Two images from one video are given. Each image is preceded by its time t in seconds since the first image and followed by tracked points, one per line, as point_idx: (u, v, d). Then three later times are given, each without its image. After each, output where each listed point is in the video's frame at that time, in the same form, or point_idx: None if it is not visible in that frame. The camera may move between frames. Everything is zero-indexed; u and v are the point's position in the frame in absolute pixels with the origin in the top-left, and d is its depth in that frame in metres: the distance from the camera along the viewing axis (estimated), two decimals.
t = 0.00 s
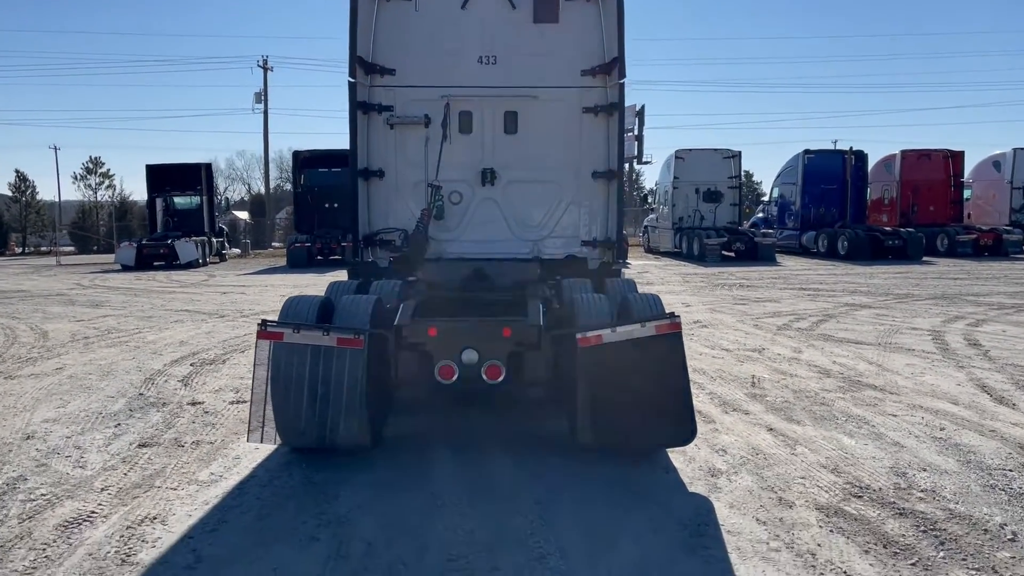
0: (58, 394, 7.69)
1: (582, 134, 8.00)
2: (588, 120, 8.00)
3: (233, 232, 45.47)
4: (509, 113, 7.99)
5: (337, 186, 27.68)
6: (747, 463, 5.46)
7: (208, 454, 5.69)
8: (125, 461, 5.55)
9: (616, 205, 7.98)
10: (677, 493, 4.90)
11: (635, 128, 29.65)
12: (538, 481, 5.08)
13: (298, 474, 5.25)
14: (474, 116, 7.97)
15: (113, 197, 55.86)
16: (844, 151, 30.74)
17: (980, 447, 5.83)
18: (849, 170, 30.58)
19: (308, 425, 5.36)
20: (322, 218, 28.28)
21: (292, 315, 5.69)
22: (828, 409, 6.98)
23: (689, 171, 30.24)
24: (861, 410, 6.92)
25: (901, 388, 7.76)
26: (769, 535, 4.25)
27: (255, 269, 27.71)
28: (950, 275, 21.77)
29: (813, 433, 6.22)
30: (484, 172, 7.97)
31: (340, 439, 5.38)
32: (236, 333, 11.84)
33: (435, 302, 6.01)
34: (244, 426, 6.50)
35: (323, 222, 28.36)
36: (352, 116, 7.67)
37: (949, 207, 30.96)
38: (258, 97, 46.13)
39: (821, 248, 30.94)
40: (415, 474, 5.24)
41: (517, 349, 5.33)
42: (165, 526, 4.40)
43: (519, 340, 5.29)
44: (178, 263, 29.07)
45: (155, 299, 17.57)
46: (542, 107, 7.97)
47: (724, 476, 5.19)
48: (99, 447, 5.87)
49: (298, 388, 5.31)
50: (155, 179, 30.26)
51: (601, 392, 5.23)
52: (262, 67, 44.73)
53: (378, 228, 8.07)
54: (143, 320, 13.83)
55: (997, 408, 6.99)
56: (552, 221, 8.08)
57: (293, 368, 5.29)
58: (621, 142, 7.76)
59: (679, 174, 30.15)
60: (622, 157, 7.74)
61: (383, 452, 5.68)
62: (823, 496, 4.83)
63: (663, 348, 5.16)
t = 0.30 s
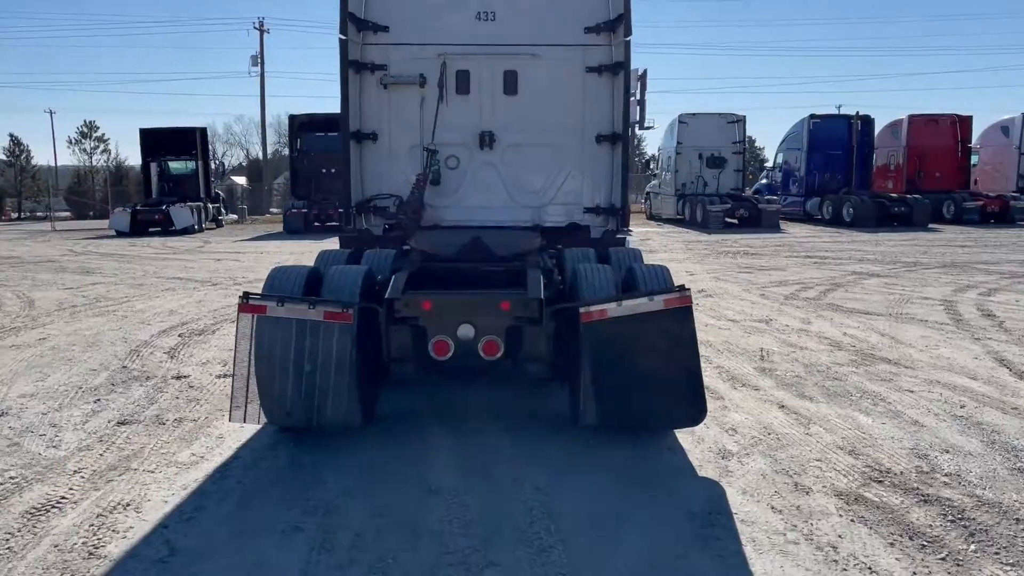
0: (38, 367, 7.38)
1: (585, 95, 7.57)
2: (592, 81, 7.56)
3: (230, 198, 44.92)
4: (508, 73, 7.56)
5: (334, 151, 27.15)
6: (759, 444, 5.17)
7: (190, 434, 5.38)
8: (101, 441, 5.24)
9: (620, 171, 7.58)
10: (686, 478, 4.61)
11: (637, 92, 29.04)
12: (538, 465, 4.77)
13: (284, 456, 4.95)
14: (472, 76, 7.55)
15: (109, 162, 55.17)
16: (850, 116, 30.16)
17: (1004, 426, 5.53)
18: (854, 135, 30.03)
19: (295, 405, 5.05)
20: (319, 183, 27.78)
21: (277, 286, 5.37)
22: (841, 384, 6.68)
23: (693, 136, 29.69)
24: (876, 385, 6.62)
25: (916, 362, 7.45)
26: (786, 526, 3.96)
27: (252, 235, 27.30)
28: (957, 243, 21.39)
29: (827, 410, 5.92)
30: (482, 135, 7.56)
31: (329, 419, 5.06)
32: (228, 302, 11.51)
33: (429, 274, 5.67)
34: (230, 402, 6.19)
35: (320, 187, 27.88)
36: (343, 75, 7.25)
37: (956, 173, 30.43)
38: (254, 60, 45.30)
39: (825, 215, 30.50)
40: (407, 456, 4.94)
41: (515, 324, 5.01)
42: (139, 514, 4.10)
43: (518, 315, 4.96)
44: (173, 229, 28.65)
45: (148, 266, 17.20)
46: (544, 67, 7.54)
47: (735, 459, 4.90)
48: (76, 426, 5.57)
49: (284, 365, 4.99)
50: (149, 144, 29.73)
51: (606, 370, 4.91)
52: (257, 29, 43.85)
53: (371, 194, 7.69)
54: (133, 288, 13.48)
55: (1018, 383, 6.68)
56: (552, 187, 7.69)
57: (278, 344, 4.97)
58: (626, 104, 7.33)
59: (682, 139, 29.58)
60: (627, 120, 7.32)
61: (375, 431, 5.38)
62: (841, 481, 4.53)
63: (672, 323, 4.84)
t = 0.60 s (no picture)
0: (23, 344, 7.05)
1: (593, 55, 7.13)
2: (601, 40, 7.11)
3: (228, 168, 44.39)
4: (513, 32, 7.11)
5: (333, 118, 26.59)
6: (785, 426, 4.84)
7: (178, 417, 5.05)
8: (83, 425, 4.91)
9: (631, 135, 7.17)
10: (708, 464, 4.28)
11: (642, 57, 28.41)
12: (550, 450, 4.44)
13: (278, 442, 4.62)
14: (474, 35, 7.10)
15: (106, 131, 54.51)
16: (858, 81, 29.50)
17: None
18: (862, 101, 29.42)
19: (289, 388, 4.72)
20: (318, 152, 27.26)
21: (268, 260, 5.01)
22: (865, 359, 6.35)
23: (698, 102, 29.11)
24: (902, 360, 6.29)
25: (941, 336, 7.11)
26: (823, 519, 3.64)
27: (250, 205, 26.87)
28: (969, 210, 20.95)
29: (854, 388, 5.59)
30: (485, 98, 7.14)
31: (325, 403, 4.75)
32: (223, 274, 11.15)
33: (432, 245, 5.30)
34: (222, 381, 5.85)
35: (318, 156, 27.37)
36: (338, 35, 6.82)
37: (966, 139, 29.88)
38: (251, 26, 44.47)
39: (832, 182, 30.00)
40: (410, 441, 4.61)
41: (524, 300, 4.66)
42: (120, 508, 3.79)
43: (527, 290, 4.61)
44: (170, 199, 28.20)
45: (143, 237, 16.82)
46: (551, 25, 7.09)
47: (760, 443, 4.58)
48: (57, 408, 5.24)
49: (276, 346, 4.65)
50: (144, 112, 29.20)
51: (622, 348, 4.57)
52: None
53: (370, 161, 7.30)
54: (127, 260, 13.12)
55: None
56: (559, 152, 7.28)
57: (269, 322, 4.63)
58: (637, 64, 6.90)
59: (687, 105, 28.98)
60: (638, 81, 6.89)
61: (374, 413, 5.06)
62: (876, 467, 4.21)
63: (694, 299, 4.47)
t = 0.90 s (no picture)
0: (11, 339, 6.71)
1: (608, 28, 6.68)
2: (616, 12, 6.67)
3: (231, 147, 43.89)
4: (522, 4, 6.66)
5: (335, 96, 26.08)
6: (822, 429, 4.48)
7: (170, 423, 4.71)
8: (68, 434, 4.57)
9: (648, 114, 6.74)
10: (742, 475, 3.93)
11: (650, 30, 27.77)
12: (570, 459, 4.09)
13: (277, 451, 4.28)
14: (481, 8, 6.65)
15: (107, 110, 53.95)
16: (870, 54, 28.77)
17: None
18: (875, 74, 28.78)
19: (287, 394, 4.36)
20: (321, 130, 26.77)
21: (264, 254, 4.66)
22: (900, 351, 5.98)
23: (706, 76, 28.48)
24: (940, 352, 5.91)
25: (977, 324, 6.73)
26: (877, 543, 3.29)
27: (252, 185, 26.44)
28: (986, 185, 20.45)
29: (892, 384, 5.23)
30: (494, 75, 6.69)
31: (326, 410, 4.40)
32: (223, 260, 10.78)
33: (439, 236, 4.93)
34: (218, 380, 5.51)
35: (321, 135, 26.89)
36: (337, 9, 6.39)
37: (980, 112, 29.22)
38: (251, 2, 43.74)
39: (844, 157, 29.44)
40: (419, 449, 4.26)
41: (541, 296, 4.30)
42: (103, 532, 3.45)
43: (544, 285, 4.24)
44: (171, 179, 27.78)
45: (142, 220, 16.44)
46: None
47: (797, 450, 4.22)
48: (41, 412, 4.90)
49: (273, 348, 4.30)
50: (143, 90, 28.70)
51: (649, 346, 4.22)
52: None
53: (373, 143, 6.90)
54: (124, 244, 12.75)
55: None
56: (572, 133, 6.84)
57: (265, 323, 4.27)
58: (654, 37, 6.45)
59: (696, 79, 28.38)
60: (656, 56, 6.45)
61: (379, 417, 4.71)
62: (928, 479, 3.85)
63: (727, 296, 4.10)
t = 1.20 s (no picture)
0: None
1: None
2: None
3: (237, 125, 43.44)
4: None
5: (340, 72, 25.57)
6: (865, 428, 4.10)
7: (157, 419, 4.37)
8: (46, 432, 4.23)
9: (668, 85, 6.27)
10: (781, 481, 3.56)
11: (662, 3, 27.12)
12: (590, 462, 3.73)
13: (269, 453, 3.93)
14: None
15: (112, 88, 53.51)
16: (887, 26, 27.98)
17: None
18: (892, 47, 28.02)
19: (280, 390, 3.99)
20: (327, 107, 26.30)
21: (256, 238, 4.29)
22: (941, 339, 5.57)
23: (719, 50, 27.80)
24: (984, 340, 5.50)
25: (1020, 308, 6.30)
26: (941, 564, 2.91)
27: (258, 163, 26.03)
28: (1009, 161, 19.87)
29: (936, 376, 4.83)
30: (504, 44, 6.25)
31: (323, 408, 4.02)
32: (223, 241, 10.41)
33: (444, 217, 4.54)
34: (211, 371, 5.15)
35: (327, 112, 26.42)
36: None
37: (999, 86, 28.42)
38: None
39: (859, 133, 28.78)
40: (424, 450, 3.90)
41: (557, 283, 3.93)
42: (74, 548, 3.12)
43: (561, 271, 3.86)
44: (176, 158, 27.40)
45: (143, 199, 16.07)
46: None
47: (839, 451, 3.84)
48: (20, 408, 4.56)
49: (265, 341, 3.94)
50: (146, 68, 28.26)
51: (677, 337, 3.83)
52: None
53: (376, 118, 6.49)
54: (123, 225, 12.39)
55: None
56: (587, 106, 6.39)
57: (255, 313, 3.91)
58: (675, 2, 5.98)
59: (709, 53, 27.73)
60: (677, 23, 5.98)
61: (381, 413, 4.34)
62: (989, 486, 3.47)
63: (766, 283, 3.70)
